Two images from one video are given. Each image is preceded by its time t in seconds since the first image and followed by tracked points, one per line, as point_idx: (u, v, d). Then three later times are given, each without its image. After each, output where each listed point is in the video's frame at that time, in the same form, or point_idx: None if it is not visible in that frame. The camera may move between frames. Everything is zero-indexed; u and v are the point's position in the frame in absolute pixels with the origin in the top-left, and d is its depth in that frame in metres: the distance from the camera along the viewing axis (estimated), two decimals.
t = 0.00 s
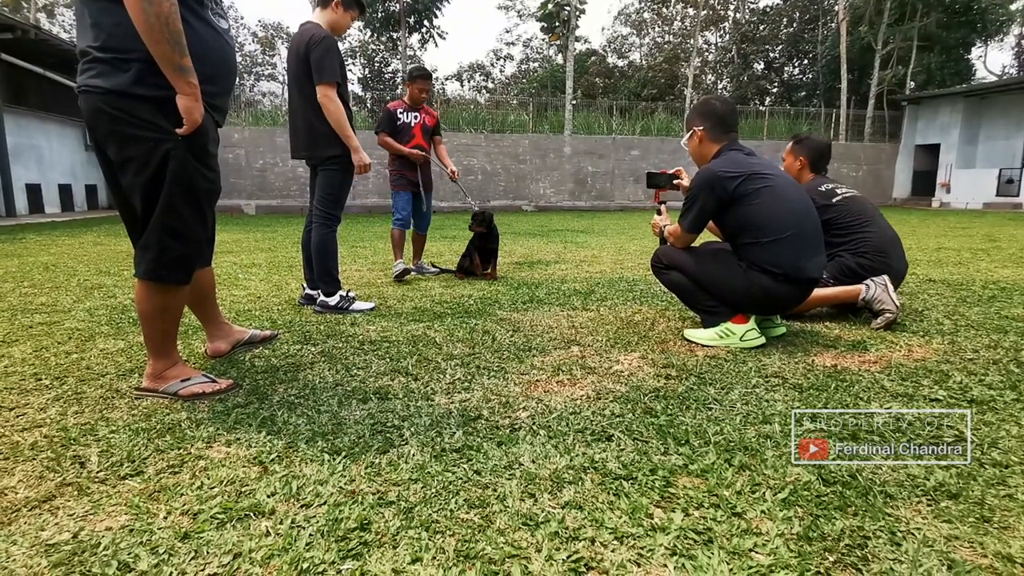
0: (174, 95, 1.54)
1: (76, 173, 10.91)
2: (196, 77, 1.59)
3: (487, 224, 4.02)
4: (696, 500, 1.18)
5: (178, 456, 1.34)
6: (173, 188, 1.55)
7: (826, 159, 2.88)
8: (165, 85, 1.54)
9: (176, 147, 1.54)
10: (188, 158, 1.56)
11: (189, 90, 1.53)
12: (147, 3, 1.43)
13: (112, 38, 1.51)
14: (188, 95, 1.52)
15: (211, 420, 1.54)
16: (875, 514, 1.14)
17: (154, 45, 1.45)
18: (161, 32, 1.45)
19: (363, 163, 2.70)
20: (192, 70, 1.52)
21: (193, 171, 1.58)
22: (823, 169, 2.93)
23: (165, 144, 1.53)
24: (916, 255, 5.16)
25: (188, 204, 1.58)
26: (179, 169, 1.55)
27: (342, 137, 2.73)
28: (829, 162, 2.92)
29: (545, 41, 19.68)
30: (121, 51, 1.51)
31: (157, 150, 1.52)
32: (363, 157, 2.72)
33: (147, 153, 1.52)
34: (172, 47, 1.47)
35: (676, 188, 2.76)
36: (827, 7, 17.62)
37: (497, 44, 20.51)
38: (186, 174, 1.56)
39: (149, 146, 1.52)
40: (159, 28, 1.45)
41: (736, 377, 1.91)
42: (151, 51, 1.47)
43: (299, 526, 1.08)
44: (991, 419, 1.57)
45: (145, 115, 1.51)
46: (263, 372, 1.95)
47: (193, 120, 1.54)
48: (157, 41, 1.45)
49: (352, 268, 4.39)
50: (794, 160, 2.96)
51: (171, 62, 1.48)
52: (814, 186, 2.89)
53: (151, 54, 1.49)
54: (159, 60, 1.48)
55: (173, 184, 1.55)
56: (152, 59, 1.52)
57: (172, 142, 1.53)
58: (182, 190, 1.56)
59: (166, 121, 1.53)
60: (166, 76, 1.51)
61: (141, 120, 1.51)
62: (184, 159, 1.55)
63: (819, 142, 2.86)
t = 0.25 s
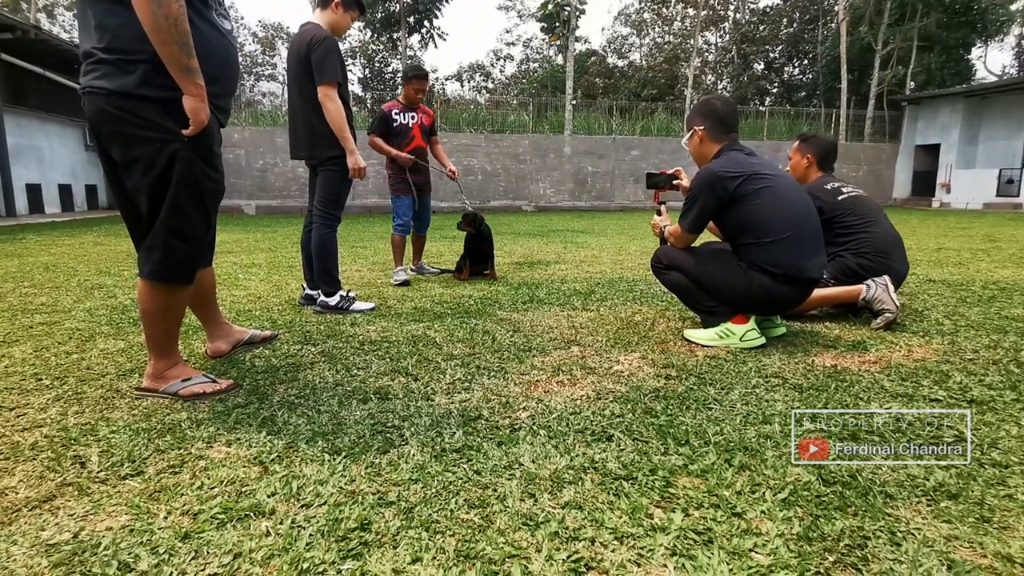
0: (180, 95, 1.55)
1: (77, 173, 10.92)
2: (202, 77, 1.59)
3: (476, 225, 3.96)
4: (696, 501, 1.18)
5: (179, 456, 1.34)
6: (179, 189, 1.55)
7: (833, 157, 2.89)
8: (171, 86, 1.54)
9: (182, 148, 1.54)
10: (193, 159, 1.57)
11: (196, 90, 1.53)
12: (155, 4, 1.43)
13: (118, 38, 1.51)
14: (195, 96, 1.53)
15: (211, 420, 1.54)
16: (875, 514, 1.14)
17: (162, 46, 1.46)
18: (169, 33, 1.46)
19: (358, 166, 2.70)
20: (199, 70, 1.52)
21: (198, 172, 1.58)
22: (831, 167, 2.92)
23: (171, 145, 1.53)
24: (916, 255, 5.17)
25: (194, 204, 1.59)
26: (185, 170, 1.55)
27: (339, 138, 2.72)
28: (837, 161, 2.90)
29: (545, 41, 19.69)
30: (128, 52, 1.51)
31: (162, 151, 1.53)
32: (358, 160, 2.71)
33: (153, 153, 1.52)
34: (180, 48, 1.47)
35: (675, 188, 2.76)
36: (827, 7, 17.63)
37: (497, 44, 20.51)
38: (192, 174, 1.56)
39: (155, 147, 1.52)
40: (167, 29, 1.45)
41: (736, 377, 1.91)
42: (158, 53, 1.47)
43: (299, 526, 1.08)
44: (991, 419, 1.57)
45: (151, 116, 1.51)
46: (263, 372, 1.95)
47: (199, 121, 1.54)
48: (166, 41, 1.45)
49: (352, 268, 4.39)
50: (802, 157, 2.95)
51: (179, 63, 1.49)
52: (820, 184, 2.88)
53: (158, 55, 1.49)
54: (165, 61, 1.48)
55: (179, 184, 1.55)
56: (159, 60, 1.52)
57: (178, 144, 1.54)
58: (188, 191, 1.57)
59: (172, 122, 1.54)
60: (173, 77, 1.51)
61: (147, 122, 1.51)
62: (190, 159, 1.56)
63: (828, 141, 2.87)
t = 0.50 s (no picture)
0: (187, 98, 1.56)
1: (80, 174, 10.95)
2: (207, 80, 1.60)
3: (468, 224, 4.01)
4: (697, 501, 1.19)
5: (182, 456, 1.35)
6: (185, 192, 1.56)
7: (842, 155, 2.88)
8: (176, 88, 1.55)
9: (188, 151, 1.55)
10: (200, 161, 1.57)
11: (202, 93, 1.54)
12: (164, 8, 1.44)
13: (125, 43, 1.52)
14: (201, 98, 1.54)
15: (215, 421, 1.55)
16: (877, 514, 1.14)
17: (169, 50, 1.47)
18: (176, 37, 1.47)
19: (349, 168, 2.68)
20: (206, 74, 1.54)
21: (204, 174, 1.59)
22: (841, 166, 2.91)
23: (177, 148, 1.54)
24: (919, 255, 5.16)
25: (200, 206, 1.60)
26: (192, 172, 1.56)
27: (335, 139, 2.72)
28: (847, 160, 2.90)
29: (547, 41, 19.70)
30: (135, 56, 1.52)
31: (169, 154, 1.54)
32: (350, 162, 2.70)
33: (160, 156, 1.53)
34: (186, 52, 1.49)
35: (676, 189, 2.76)
36: (829, 7, 17.61)
37: (499, 45, 20.53)
38: (198, 176, 1.57)
39: (162, 149, 1.53)
40: (174, 33, 1.46)
41: (738, 378, 1.91)
42: (165, 56, 1.48)
43: (302, 526, 1.09)
44: (993, 420, 1.57)
45: (158, 119, 1.52)
46: (266, 372, 1.96)
47: (205, 123, 1.55)
48: (173, 46, 1.47)
49: (354, 269, 4.39)
50: (810, 154, 2.94)
51: (184, 65, 1.49)
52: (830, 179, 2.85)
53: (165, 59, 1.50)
54: (173, 65, 1.49)
55: (185, 186, 1.56)
56: (165, 64, 1.53)
57: (184, 146, 1.55)
58: (194, 192, 1.57)
59: (178, 124, 1.54)
60: (180, 80, 1.52)
61: (153, 124, 1.52)
62: (196, 161, 1.57)
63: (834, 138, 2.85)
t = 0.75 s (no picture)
0: (194, 104, 1.57)
1: (90, 180, 11.05)
2: (214, 87, 1.62)
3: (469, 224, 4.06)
4: (705, 502, 1.19)
5: (193, 459, 1.36)
6: (191, 198, 1.57)
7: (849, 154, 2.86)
8: (183, 94, 1.56)
9: (195, 157, 1.57)
10: (207, 166, 1.59)
11: (209, 100, 1.56)
12: (171, 16, 1.46)
13: (134, 50, 1.54)
14: (208, 105, 1.55)
15: (225, 424, 1.56)
16: (886, 515, 1.13)
17: (176, 58, 1.48)
18: (183, 45, 1.48)
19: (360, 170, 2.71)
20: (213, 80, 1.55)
21: (211, 180, 1.60)
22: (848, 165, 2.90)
23: (184, 154, 1.55)
24: (928, 253, 5.12)
25: (207, 212, 1.61)
26: (198, 178, 1.57)
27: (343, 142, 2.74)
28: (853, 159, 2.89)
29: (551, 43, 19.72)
30: (143, 63, 1.54)
31: (176, 160, 1.55)
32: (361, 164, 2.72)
33: (167, 162, 1.54)
34: (194, 59, 1.50)
35: (682, 190, 2.75)
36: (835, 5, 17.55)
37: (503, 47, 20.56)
38: (205, 182, 1.59)
39: (169, 156, 1.54)
40: (181, 40, 1.48)
41: (745, 378, 1.91)
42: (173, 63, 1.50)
43: (312, 527, 1.10)
44: (1003, 419, 1.56)
45: (165, 125, 1.54)
46: (274, 376, 1.97)
47: (212, 130, 1.57)
48: (180, 53, 1.48)
49: (361, 272, 4.41)
50: (817, 153, 2.93)
51: (192, 72, 1.51)
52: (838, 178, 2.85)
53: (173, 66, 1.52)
54: (180, 71, 1.50)
55: (191, 193, 1.57)
56: (172, 71, 1.55)
57: (191, 152, 1.56)
58: (201, 198, 1.59)
59: (185, 130, 1.56)
60: (187, 87, 1.53)
61: (161, 131, 1.53)
62: (203, 166, 1.58)
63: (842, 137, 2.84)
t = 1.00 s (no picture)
0: (186, 106, 1.58)
1: (99, 188, 11.15)
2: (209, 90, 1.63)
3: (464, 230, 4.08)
4: (714, 508, 1.18)
5: (202, 465, 1.36)
6: (185, 201, 1.58)
7: (843, 159, 2.89)
8: (176, 96, 1.57)
9: (187, 159, 1.58)
10: (199, 168, 1.59)
11: (201, 101, 1.56)
12: (164, 16, 1.47)
13: (126, 55, 1.56)
14: (201, 106, 1.56)
15: (233, 429, 1.57)
16: (898, 521, 1.12)
17: (169, 57, 1.49)
18: (176, 45, 1.50)
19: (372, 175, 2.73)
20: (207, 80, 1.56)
21: (204, 182, 1.61)
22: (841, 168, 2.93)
23: (177, 157, 1.57)
24: (936, 256, 5.09)
25: (201, 214, 1.61)
26: (190, 180, 1.58)
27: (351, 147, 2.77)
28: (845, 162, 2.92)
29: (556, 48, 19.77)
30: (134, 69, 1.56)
31: (169, 163, 1.57)
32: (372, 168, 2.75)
33: (161, 167, 1.57)
34: (187, 59, 1.51)
35: (686, 194, 2.75)
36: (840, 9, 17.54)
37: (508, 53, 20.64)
38: (198, 185, 1.59)
39: (163, 160, 1.56)
40: (173, 40, 1.49)
41: (754, 384, 1.89)
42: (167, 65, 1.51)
43: (320, 533, 1.10)
44: (1015, 424, 1.54)
45: (158, 129, 1.55)
46: (282, 381, 1.98)
47: (203, 131, 1.57)
48: (173, 53, 1.49)
49: (367, 278, 4.42)
50: (810, 159, 2.97)
51: (184, 72, 1.52)
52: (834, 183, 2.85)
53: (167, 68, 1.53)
54: (173, 72, 1.52)
55: (184, 196, 1.58)
56: (165, 74, 1.56)
57: (183, 155, 1.57)
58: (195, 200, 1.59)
59: (177, 133, 1.57)
60: (180, 88, 1.54)
61: (153, 134, 1.55)
62: (195, 168, 1.59)
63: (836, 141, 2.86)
